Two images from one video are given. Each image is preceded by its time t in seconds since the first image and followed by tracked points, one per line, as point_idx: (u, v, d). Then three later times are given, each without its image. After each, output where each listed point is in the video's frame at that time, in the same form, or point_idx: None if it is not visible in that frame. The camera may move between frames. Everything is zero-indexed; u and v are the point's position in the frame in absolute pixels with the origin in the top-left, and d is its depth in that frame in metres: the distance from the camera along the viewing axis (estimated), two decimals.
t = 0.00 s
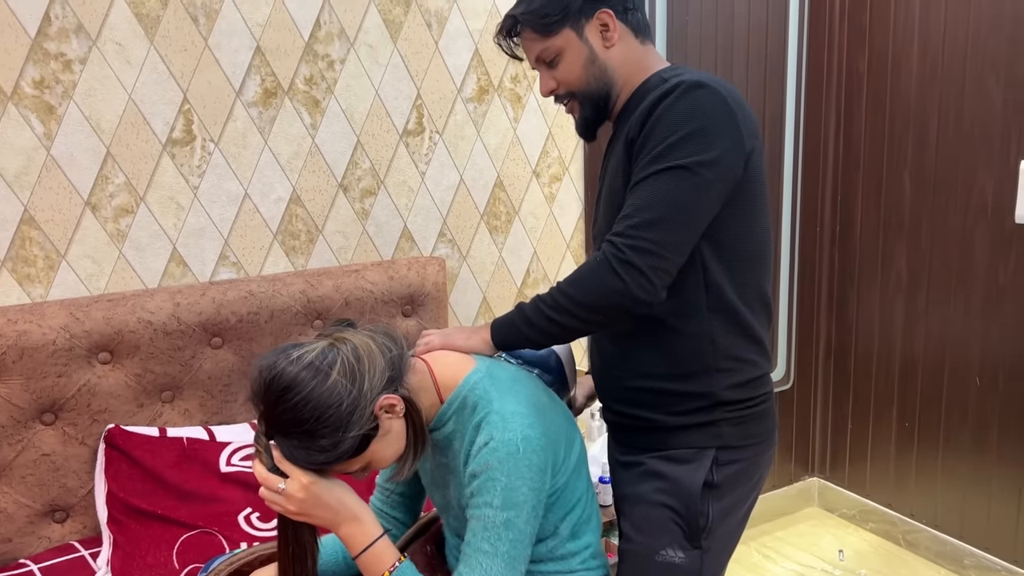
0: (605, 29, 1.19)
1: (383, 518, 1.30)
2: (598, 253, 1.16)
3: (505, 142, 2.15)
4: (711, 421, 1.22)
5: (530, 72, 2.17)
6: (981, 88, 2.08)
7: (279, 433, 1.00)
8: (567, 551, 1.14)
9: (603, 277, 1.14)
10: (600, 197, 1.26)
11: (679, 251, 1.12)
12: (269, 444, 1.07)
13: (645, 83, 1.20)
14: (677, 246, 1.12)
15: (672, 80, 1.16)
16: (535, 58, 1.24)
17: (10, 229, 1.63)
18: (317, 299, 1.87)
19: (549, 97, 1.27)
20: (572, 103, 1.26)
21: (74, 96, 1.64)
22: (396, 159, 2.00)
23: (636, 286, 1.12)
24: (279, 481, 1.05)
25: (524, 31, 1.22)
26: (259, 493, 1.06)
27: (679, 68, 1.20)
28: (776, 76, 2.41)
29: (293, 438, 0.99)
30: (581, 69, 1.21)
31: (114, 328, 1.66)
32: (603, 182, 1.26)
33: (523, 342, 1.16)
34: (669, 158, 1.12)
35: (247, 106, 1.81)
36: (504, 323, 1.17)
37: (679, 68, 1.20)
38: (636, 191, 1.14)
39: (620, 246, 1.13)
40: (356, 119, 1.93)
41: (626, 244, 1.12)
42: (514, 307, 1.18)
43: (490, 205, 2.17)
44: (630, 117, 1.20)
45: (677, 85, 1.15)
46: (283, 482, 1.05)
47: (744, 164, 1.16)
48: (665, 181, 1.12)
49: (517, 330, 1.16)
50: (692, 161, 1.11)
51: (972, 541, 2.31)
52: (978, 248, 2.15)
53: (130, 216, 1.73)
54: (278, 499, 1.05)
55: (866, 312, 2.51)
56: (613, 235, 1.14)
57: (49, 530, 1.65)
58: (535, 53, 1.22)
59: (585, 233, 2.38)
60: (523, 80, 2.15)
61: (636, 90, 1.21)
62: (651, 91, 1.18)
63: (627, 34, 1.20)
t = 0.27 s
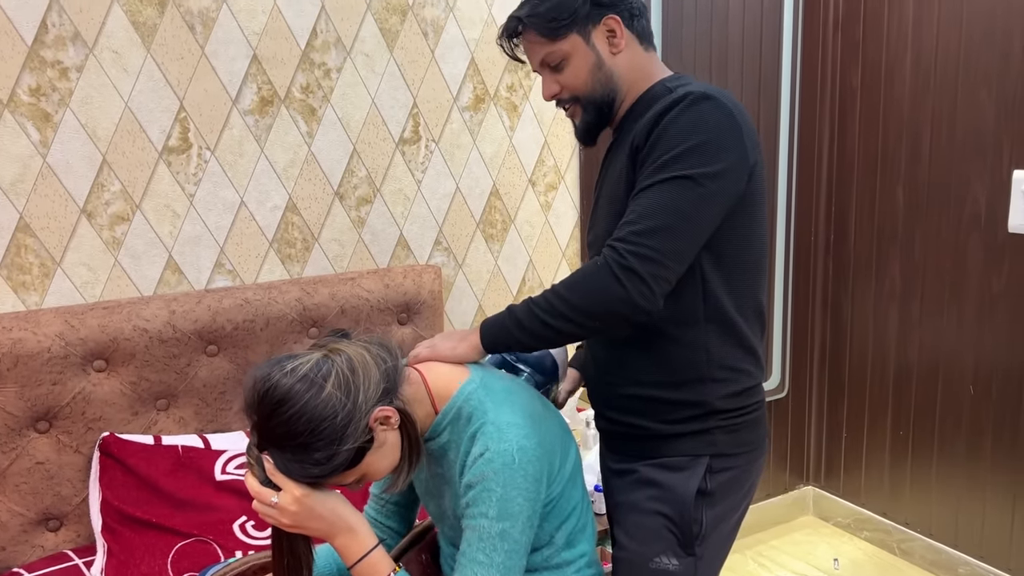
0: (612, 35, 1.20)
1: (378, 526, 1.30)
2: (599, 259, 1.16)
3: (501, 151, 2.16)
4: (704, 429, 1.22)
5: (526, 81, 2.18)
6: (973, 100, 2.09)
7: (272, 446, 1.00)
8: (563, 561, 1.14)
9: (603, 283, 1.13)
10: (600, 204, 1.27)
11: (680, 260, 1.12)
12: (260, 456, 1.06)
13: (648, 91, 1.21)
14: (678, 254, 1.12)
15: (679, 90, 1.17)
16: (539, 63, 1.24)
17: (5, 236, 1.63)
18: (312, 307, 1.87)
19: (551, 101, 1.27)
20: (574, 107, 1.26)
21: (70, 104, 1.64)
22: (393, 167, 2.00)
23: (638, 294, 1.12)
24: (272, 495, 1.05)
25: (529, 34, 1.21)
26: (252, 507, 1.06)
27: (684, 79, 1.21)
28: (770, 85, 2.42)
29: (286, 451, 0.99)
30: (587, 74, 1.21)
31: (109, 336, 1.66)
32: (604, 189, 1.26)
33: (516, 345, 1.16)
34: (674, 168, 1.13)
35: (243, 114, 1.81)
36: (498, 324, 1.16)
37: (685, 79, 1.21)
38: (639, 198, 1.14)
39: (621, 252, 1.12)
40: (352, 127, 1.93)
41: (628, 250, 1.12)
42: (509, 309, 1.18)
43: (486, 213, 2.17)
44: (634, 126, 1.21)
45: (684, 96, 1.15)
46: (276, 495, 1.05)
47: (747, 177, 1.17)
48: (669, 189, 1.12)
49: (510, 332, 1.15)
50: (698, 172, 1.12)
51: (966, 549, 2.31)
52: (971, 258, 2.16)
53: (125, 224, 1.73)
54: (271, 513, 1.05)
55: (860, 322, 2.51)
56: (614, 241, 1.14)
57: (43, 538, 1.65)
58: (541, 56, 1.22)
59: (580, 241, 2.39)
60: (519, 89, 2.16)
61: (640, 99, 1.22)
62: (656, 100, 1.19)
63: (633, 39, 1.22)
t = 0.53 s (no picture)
0: (638, 35, 1.20)
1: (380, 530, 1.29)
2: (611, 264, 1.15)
3: (500, 157, 2.16)
4: (701, 433, 1.22)
5: (525, 87, 2.18)
6: (969, 108, 2.11)
7: (276, 450, 1.00)
8: (566, 566, 1.14)
9: (616, 290, 1.12)
10: (606, 206, 1.27)
11: (691, 268, 1.12)
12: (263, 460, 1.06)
13: (664, 96, 1.22)
14: (690, 263, 1.12)
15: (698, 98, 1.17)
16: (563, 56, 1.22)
17: (4, 241, 1.62)
18: (312, 312, 1.86)
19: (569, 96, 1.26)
20: (592, 104, 1.26)
21: (69, 109, 1.64)
22: (392, 173, 2.00)
23: (650, 301, 1.12)
24: (275, 499, 1.04)
25: (557, 27, 1.20)
26: (255, 511, 1.06)
27: (701, 87, 1.21)
28: (767, 93, 2.43)
29: (290, 456, 0.99)
30: (612, 72, 1.21)
31: (108, 341, 1.65)
32: (612, 192, 1.26)
33: (521, 353, 1.15)
34: (691, 176, 1.12)
35: (243, 120, 1.81)
36: (506, 331, 1.14)
37: (702, 87, 1.22)
38: (654, 205, 1.13)
39: (636, 258, 1.12)
40: (351, 133, 1.93)
41: (642, 256, 1.11)
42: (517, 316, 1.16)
43: (485, 219, 2.17)
44: (649, 129, 1.21)
45: (702, 105, 1.15)
46: (279, 500, 1.04)
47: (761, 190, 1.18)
48: (684, 197, 1.12)
49: (518, 339, 1.14)
50: (714, 182, 1.12)
51: (964, 556, 2.32)
52: (968, 265, 2.17)
53: (125, 229, 1.73)
54: (274, 517, 1.05)
55: (857, 329, 2.52)
56: (628, 247, 1.13)
57: (40, 545, 1.63)
58: (567, 49, 1.21)
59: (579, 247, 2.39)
60: (518, 96, 2.17)
61: (656, 103, 1.22)
62: (673, 105, 1.20)
63: (656, 42, 1.23)
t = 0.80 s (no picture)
0: (684, 37, 1.23)
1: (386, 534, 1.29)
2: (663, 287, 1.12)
3: (499, 164, 2.17)
4: (704, 439, 1.22)
5: (525, 95, 2.19)
6: (966, 117, 2.12)
7: (287, 445, 1.00)
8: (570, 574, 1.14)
9: (678, 316, 1.10)
10: (611, 209, 1.26)
11: (744, 288, 1.13)
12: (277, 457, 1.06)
13: (678, 102, 1.22)
14: (744, 283, 1.12)
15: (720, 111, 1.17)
16: (621, 27, 1.18)
17: (5, 247, 1.62)
18: (312, 319, 1.86)
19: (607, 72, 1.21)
20: (628, 89, 1.21)
21: (72, 115, 1.64)
22: (392, 180, 2.01)
23: (713, 326, 1.12)
24: (287, 497, 1.05)
25: None
26: (266, 508, 1.06)
27: (716, 98, 1.21)
28: (764, 100, 2.45)
29: (300, 452, 0.99)
30: (664, 59, 1.20)
31: (110, 348, 1.65)
32: (618, 196, 1.25)
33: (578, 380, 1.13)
34: (733, 198, 1.11)
35: (244, 127, 1.81)
36: (558, 359, 1.12)
37: (716, 97, 1.21)
38: (703, 227, 1.11)
39: (696, 283, 1.10)
40: (352, 140, 1.94)
41: (703, 281, 1.10)
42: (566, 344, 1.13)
43: (485, 226, 2.18)
44: (666, 137, 1.20)
45: (728, 121, 1.14)
46: (291, 498, 1.05)
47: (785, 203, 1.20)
48: (738, 220, 1.11)
49: (572, 366, 1.12)
50: (757, 203, 1.11)
51: (962, 562, 2.32)
52: (964, 272, 2.19)
53: (126, 235, 1.73)
54: (285, 515, 1.05)
55: (855, 335, 2.53)
56: (682, 272, 1.11)
57: (40, 553, 1.63)
58: (631, 21, 1.17)
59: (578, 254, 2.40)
60: (518, 103, 2.18)
61: (670, 109, 1.22)
62: (692, 115, 1.19)
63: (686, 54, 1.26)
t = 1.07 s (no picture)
0: (695, 47, 1.22)
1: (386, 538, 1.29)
2: (705, 322, 1.12)
3: (496, 171, 2.18)
4: (702, 443, 1.23)
5: (521, 102, 2.20)
6: (959, 125, 2.14)
7: (287, 427, 0.99)
8: None
9: (728, 351, 1.11)
10: (614, 215, 1.28)
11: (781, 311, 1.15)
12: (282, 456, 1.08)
13: (687, 114, 1.22)
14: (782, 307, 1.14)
15: (735, 129, 1.17)
16: (629, 40, 1.17)
17: (2, 255, 1.62)
18: (309, 326, 1.86)
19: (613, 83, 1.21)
20: (633, 99, 1.21)
21: (69, 123, 1.64)
22: (390, 187, 2.01)
23: (759, 354, 1.13)
24: (290, 495, 1.06)
25: (635, 6, 1.14)
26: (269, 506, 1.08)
27: (724, 111, 1.22)
28: (759, 107, 2.46)
29: (300, 433, 0.98)
30: (671, 73, 1.19)
31: (106, 355, 1.65)
32: (620, 203, 1.27)
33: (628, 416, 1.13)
34: (765, 227, 1.12)
35: (241, 134, 1.82)
36: (601, 391, 1.12)
37: (724, 110, 1.22)
38: (742, 256, 1.12)
39: (745, 318, 1.10)
40: (349, 147, 1.94)
41: (750, 315, 1.10)
42: (609, 377, 1.13)
43: (482, 232, 2.18)
44: (678, 151, 1.21)
45: (748, 143, 1.15)
46: (294, 496, 1.06)
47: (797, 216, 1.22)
48: (776, 249, 1.12)
49: (618, 399, 1.12)
50: (786, 229, 1.13)
51: (957, 567, 2.33)
52: (958, 278, 2.20)
53: (123, 243, 1.73)
54: (286, 513, 1.07)
55: (850, 342, 2.54)
56: (726, 308, 1.11)
57: (36, 561, 1.62)
58: (639, 34, 1.16)
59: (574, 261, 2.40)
60: (514, 111, 2.18)
61: (679, 121, 1.22)
62: (704, 130, 1.19)
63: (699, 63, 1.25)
